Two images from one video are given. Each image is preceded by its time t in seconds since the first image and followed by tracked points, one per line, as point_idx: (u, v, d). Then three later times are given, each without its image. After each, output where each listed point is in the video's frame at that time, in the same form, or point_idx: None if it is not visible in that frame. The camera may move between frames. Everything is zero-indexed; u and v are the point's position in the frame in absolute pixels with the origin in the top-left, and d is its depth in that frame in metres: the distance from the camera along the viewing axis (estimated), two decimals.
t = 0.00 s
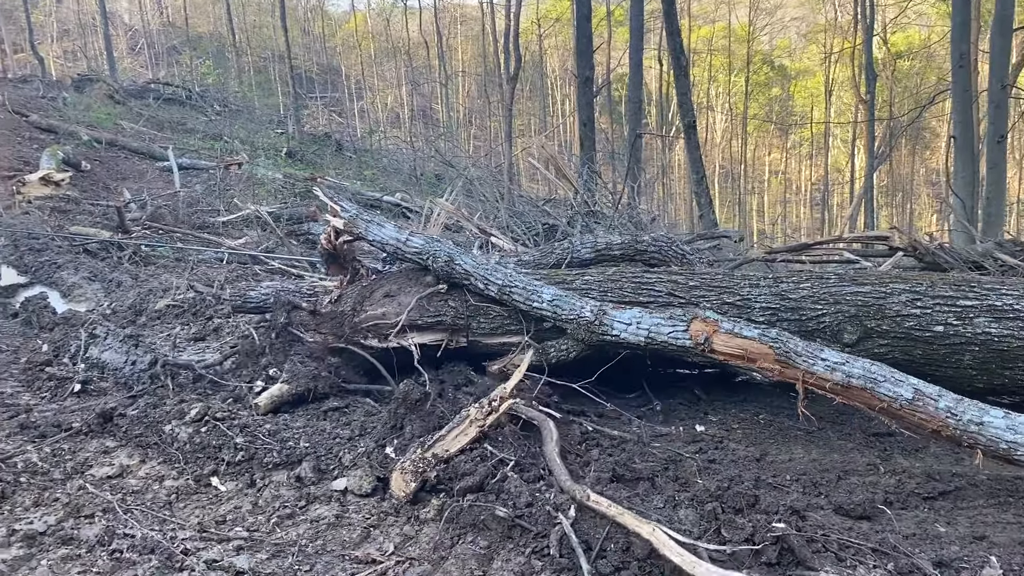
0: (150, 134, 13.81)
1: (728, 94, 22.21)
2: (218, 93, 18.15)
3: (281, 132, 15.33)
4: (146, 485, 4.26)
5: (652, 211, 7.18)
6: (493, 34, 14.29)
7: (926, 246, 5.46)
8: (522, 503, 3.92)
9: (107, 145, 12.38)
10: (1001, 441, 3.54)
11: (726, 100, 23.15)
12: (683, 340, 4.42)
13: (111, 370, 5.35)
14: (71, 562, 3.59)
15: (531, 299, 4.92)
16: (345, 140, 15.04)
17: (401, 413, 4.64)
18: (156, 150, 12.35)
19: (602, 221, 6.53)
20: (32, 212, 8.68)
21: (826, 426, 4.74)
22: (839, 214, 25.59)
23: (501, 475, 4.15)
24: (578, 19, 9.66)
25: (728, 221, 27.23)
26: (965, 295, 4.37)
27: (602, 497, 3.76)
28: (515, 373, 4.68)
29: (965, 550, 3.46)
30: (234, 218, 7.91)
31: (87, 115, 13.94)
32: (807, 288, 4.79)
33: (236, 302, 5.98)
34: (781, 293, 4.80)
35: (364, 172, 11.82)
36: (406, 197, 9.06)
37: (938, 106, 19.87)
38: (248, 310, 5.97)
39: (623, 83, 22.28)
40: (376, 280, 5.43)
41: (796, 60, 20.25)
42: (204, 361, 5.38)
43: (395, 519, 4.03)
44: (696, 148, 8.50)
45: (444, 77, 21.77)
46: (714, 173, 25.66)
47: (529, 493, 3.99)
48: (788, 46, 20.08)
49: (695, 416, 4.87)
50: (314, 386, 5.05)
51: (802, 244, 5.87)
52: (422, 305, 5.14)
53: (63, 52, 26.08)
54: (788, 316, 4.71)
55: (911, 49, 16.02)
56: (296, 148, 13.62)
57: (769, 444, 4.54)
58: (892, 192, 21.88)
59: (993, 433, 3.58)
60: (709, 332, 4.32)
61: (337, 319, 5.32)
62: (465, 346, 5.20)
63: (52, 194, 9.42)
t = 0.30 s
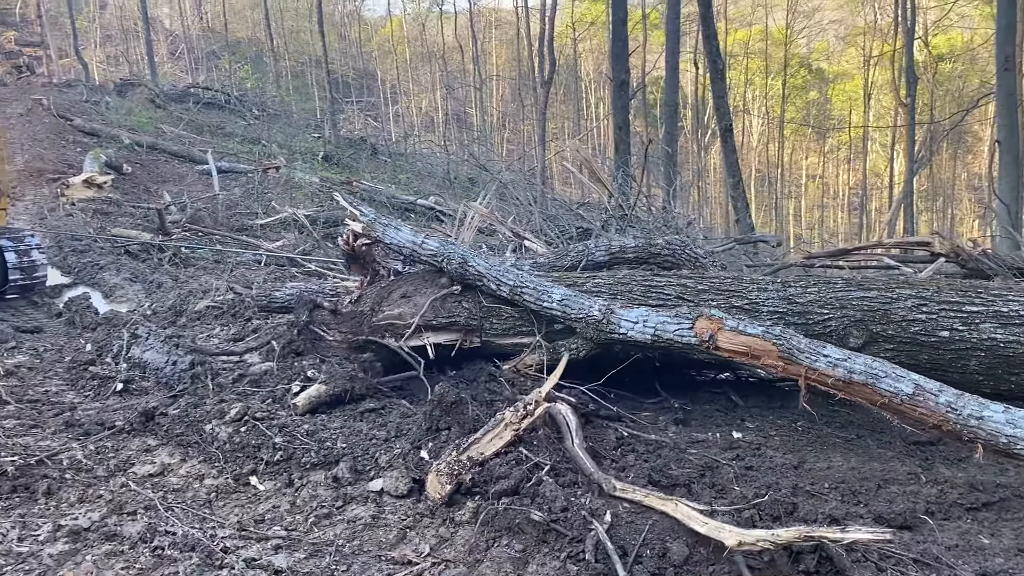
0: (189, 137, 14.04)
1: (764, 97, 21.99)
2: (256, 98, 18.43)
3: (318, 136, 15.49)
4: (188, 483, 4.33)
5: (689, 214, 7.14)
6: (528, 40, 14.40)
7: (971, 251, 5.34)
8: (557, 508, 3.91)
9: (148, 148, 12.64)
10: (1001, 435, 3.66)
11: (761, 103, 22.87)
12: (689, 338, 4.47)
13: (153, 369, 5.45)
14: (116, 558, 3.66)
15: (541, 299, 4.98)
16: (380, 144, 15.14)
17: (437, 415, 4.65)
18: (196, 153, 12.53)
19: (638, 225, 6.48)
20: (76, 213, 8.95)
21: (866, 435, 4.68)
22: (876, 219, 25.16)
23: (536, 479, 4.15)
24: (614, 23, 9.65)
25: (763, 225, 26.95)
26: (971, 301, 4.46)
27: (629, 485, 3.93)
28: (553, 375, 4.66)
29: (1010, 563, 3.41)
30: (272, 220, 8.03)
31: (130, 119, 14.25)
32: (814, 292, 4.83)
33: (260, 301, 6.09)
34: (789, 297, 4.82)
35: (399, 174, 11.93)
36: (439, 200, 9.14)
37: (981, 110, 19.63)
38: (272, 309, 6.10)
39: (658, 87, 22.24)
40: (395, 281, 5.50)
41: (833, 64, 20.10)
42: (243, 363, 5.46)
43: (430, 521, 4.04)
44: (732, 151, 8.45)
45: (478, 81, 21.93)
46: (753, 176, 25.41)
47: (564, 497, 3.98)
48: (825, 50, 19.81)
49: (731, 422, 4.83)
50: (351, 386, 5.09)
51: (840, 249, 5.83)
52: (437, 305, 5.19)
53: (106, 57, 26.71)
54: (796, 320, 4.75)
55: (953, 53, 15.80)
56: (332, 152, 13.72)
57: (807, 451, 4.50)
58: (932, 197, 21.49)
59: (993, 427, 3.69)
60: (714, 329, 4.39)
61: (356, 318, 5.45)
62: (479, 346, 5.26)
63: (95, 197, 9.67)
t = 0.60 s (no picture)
0: (228, 142, 14.32)
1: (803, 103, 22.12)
2: (293, 103, 18.72)
3: (354, 141, 15.68)
4: (226, 484, 4.39)
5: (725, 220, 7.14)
6: (562, 45, 14.46)
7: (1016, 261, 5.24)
8: (593, 516, 3.89)
9: (188, 153, 12.92)
10: (996, 439, 3.71)
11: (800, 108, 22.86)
12: (690, 340, 4.58)
13: (193, 371, 5.56)
14: (156, 557, 3.72)
15: (551, 302, 5.09)
16: (415, 149, 15.29)
17: (472, 420, 4.66)
18: (234, 157, 12.72)
19: (673, 231, 6.50)
20: (118, 217, 9.38)
21: (908, 446, 4.61)
22: (916, 226, 24.69)
23: (572, 486, 4.13)
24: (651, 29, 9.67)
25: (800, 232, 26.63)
26: (978, 309, 4.38)
27: (648, 479, 4.10)
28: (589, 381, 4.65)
29: None
30: (309, 224, 8.16)
31: (170, 124, 14.58)
32: (821, 298, 4.83)
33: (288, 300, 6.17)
34: (797, 303, 4.84)
35: (434, 179, 12.13)
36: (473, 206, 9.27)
37: None
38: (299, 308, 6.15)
39: (694, 92, 22.24)
40: (414, 283, 5.67)
41: (872, 68, 20.05)
42: (282, 367, 5.53)
43: (466, 527, 4.05)
44: (770, 158, 8.40)
45: (512, 87, 22.08)
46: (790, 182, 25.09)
47: (600, 506, 3.96)
48: (865, 54, 19.87)
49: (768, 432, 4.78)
50: (387, 391, 5.11)
51: (880, 258, 5.79)
52: (452, 307, 5.34)
53: (147, 63, 27.34)
54: (803, 326, 4.76)
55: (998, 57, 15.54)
56: (368, 157, 13.90)
57: (845, 462, 4.44)
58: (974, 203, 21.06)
59: (988, 432, 3.75)
60: (715, 333, 4.49)
61: (376, 320, 5.65)
62: (493, 348, 5.39)
63: (136, 201, 10.05)
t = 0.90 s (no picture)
0: (263, 147, 14.56)
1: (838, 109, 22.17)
2: (327, 109, 18.99)
3: (387, 147, 15.86)
4: (260, 485, 4.43)
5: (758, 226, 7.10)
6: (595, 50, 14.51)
7: None
8: (625, 523, 3.87)
9: (224, 157, 13.15)
10: (998, 444, 3.78)
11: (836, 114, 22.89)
12: (699, 343, 4.66)
13: (228, 373, 5.65)
14: (191, 556, 3.76)
15: (564, 304, 5.17)
16: (447, 154, 15.41)
17: (503, 425, 4.66)
18: (270, 162, 12.93)
19: (707, 237, 6.55)
20: (156, 221, 9.62)
21: (946, 457, 4.52)
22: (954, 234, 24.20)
23: (603, 492, 4.09)
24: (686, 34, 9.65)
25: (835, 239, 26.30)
26: (986, 315, 4.41)
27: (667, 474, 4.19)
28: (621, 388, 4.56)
29: None
30: (343, 228, 8.27)
31: (207, 128, 14.88)
32: (831, 303, 4.84)
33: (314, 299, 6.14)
34: (806, 308, 4.85)
35: (466, 184, 12.28)
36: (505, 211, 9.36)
37: None
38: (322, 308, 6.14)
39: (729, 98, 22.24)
40: (432, 285, 5.76)
41: (911, 74, 19.99)
42: (316, 370, 5.59)
43: (497, 531, 4.04)
44: (805, 164, 8.33)
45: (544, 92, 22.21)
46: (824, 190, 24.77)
47: (632, 513, 3.94)
48: (903, 59, 19.77)
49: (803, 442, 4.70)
50: (419, 395, 5.13)
51: (919, 265, 5.68)
52: (470, 309, 5.46)
53: (185, 68, 27.93)
54: (812, 330, 4.77)
55: None
56: (400, 162, 14.05)
57: (880, 472, 4.37)
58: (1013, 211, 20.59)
59: (990, 436, 3.82)
60: (724, 336, 4.58)
61: (395, 320, 5.69)
62: (508, 349, 5.49)
63: (174, 205, 10.25)
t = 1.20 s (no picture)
0: (296, 151, 14.77)
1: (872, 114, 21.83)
2: (358, 113, 19.19)
3: (417, 151, 15.98)
4: (289, 487, 4.47)
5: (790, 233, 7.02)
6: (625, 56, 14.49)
7: None
8: (652, 530, 3.82)
9: (257, 161, 13.35)
10: (996, 443, 3.79)
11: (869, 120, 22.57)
12: (704, 343, 4.69)
13: (259, 375, 5.73)
14: (221, 556, 3.80)
15: (575, 305, 5.22)
16: (477, 159, 15.48)
17: (531, 430, 4.64)
18: (301, 166, 13.12)
19: (739, 244, 6.47)
20: (189, 224, 9.85)
21: (980, 469, 4.41)
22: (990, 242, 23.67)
23: (631, 499, 4.05)
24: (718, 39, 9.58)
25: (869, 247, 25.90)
26: (990, 321, 4.40)
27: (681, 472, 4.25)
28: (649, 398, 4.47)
29: None
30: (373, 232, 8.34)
31: (241, 133, 15.12)
32: (837, 308, 4.85)
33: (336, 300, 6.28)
34: (813, 312, 4.85)
35: (496, 190, 12.38)
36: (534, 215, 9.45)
37: None
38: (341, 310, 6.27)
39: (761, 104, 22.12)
40: (449, 287, 5.84)
41: (946, 79, 19.47)
42: (345, 373, 5.62)
43: (523, 537, 4.02)
44: (838, 171, 8.24)
45: (573, 97, 22.26)
46: (857, 197, 24.44)
47: (660, 520, 3.89)
48: (939, 64, 19.31)
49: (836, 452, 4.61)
50: (447, 399, 5.15)
51: (953, 273, 5.54)
52: (484, 310, 5.55)
53: (219, 74, 28.44)
54: (818, 334, 4.77)
55: None
56: (430, 166, 14.15)
57: (912, 483, 4.27)
58: None
59: (989, 435, 3.83)
60: (730, 336, 4.62)
61: (412, 321, 5.79)
62: (522, 350, 5.55)
63: (207, 208, 10.60)
